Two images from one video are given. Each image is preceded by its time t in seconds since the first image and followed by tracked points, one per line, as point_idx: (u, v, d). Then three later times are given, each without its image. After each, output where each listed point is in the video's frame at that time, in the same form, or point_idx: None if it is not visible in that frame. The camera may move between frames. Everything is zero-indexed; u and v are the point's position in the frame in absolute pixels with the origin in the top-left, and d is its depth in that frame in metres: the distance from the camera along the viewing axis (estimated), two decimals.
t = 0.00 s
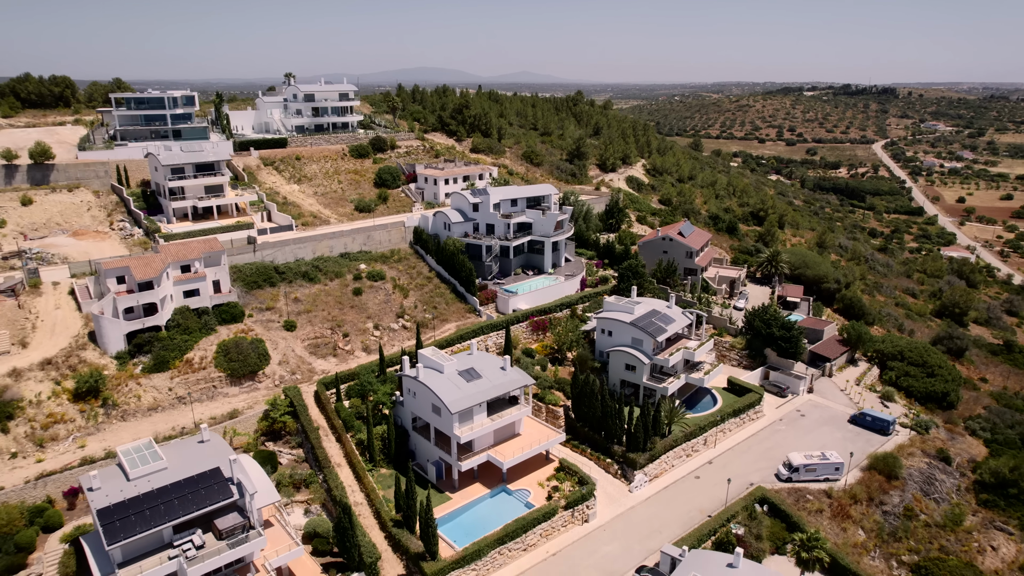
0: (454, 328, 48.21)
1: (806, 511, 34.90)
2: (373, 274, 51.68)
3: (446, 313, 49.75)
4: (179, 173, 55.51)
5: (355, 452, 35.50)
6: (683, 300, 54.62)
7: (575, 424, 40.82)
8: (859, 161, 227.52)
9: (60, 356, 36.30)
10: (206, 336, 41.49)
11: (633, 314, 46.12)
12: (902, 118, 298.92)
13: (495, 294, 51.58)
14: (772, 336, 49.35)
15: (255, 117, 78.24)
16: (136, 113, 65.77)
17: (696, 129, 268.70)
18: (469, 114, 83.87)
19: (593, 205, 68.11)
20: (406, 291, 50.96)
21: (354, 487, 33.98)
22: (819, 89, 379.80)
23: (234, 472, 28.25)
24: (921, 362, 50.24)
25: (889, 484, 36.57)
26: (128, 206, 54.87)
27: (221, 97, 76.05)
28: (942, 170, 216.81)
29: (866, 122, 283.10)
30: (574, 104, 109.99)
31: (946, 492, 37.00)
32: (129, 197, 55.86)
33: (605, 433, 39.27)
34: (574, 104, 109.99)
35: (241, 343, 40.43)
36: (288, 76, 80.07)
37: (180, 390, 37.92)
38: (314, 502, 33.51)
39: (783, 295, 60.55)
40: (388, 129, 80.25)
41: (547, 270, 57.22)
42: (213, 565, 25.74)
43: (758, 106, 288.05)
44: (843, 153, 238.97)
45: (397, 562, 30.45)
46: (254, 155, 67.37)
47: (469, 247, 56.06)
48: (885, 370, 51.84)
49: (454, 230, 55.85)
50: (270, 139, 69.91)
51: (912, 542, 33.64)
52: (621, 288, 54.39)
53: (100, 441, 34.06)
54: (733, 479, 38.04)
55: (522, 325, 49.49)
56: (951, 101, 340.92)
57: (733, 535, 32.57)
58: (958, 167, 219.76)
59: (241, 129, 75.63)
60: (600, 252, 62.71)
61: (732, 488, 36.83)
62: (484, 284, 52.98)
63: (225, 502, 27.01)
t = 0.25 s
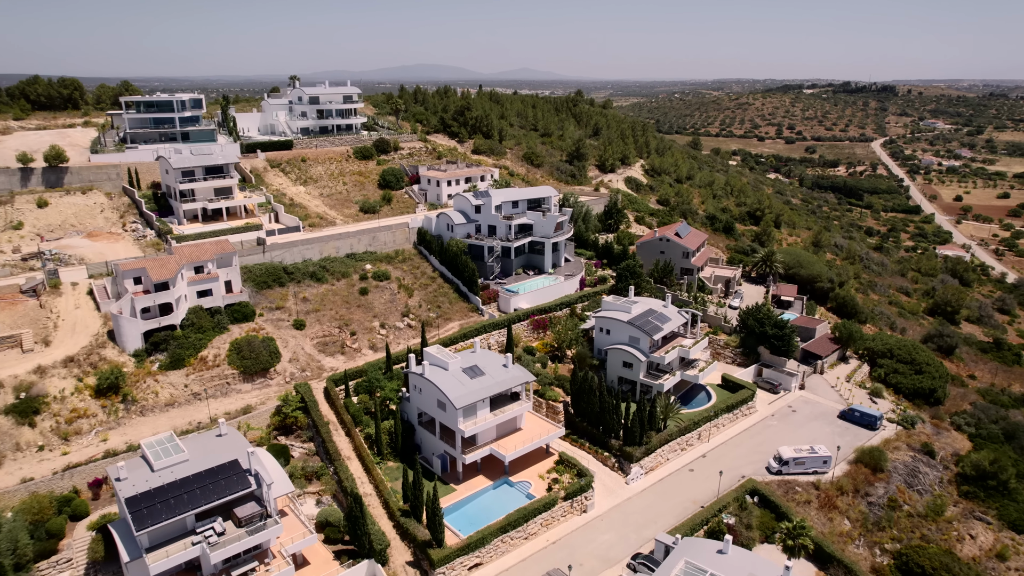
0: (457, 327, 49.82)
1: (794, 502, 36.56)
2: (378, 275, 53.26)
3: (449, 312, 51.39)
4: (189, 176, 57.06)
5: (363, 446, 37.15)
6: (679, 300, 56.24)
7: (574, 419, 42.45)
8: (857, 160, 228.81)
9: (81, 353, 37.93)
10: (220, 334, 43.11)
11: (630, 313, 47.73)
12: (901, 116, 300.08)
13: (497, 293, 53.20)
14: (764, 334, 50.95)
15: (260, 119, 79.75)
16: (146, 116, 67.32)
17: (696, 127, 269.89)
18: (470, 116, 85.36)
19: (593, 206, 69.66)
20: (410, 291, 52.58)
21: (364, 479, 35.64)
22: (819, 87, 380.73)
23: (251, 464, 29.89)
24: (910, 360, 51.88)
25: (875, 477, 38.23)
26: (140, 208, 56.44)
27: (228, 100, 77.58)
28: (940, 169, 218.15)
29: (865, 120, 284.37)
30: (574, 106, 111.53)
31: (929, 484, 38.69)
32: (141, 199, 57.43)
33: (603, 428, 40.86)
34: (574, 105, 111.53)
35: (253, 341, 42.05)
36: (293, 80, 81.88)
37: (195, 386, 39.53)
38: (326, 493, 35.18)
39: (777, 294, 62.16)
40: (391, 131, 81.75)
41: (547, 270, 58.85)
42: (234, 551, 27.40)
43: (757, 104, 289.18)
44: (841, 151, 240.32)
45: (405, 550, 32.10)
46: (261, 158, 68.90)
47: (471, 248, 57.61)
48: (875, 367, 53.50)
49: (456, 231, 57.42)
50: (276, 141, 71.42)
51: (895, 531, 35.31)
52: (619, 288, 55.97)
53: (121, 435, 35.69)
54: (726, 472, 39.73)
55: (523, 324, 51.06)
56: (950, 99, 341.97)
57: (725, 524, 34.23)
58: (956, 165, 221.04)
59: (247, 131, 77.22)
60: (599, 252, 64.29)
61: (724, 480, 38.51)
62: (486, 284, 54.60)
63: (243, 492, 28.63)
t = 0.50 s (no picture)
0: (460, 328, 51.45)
1: (784, 495, 38.20)
2: (384, 277, 54.84)
3: (453, 313, 53.02)
4: (199, 180, 58.61)
5: (371, 442, 38.78)
6: (676, 301, 57.85)
7: (573, 416, 44.07)
8: (856, 160, 230.25)
9: (100, 353, 39.54)
10: (232, 335, 44.73)
11: (627, 314, 49.32)
12: (900, 116, 301.39)
13: (499, 294, 54.82)
14: (758, 334, 52.55)
15: (266, 123, 81.31)
16: (155, 121, 68.86)
17: (695, 127, 271.24)
18: (472, 120, 86.92)
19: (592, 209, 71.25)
20: (415, 292, 54.19)
21: (372, 474, 37.29)
22: (818, 87, 381.91)
23: (267, 458, 31.50)
24: (899, 359, 53.51)
25: (861, 472, 39.88)
26: (151, 211, 58.01)
27: (234, 105, 79.11)
28: (937, 169, 219.63)
29: (863, 120, 285.69)
30: (573, 108, 113.06)
31: (914, 478, 40.35)
32: (152, 203, 59.02)
33: (601, 425, 42.49)
34: (574, 108, 113.08)
35: (264, 342, 43.66)
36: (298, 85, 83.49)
37: (209, 385, 41.16)
38: (336, 487, 36.82)
39: (772, 295, 63.76)
40: (394, 135, 83.32)
41: (548, 272, 60.49)
42: (251, 540, 29.02)
43: (756, 104, 290.47)
44: (840, 151, 241.77)
45: (412, 540, 33.75)
46: (267, 161, 70.46)
47: (473, 250, 59.19)
48: (865, 366, 55.14)
49: (459, 234, 58.98)
50: (282, 145, 72.98)
51: (880, 523, 36.97)
52: (617, 290, 57.57)
53: (139, 431, 37.32)
54: (718, 467, 41.42)
55: (524, 324, 52.67)
56: (948, 99, 343.20)
57: (717, 516, 35.86)
58: (954, 165, 222.43)
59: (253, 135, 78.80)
60: (598, 254, 65.90)
61: (717, 475, 40.21)
62: (488, 286, 56.23)
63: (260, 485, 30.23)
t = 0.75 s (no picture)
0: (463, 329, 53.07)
1: (774, 490, 39.82)
2: (388, 279, 56.45)
3: (455, 315, 54.64)
4: (208, 185, 60.18)
5: (378, 440, 40.40)
6: (672, 303, 59.44)
7: (572, 415, 45.66)
8: (854, 160, 231.71)
9: (118, 354, 41.17)
10: (242, 336, 46.34)
11: (624, 315, 50.92)
12: (899, 116, 302.67)
13: (500, 297, 56.42)
14: (751, 335, 54.13)
15: (272, 128, 82.94)
16: (164, 127, 70.45)
17: (694, 127, 272.74)
18: (473, 125, 88.54)
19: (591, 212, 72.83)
20: (418, 295, 55.82)
21: (379, 470, 38.90)
22: (817, 87, 383.13)
23: (280, 454, 33.08)
24: (889, 359, 55.08)
25: (849, 468, 41.47)
26: (161, 216, 59.56)
27: (240, 110, 80.70)
28: (935, 169, 221.02)
29: (862, 120, 286.99)
30: (573, 112, 114.58)
31: (900, 474, 41.94)
32: (163, 207, 60.62)
33: (599, 423, 44.08)
34: (573, 112, 114.60)
35: (274, 343, 45.27)
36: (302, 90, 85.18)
37: (222, 385, 42.79)
38: (344, 483, 38.44)
39: (766, 297, 65.26)
40: (396, 139, 84.92)
41: (547, 275, 62.09)
42: (266, 531, 30.59)
43: (756, 104, 291.81)
44: (839, 151, 243.25)
45: (418, 533, 35.37)
46: (273, 167, 72.08)
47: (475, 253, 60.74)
48: (856, 366, 56.70)
49: (462, 238, 60.52)
50: (287, 150, 74.58)
51: (866, 517, 38.58)
52: (616, 292, 59.16)
53: (156, 429, 38.94)
54: (711, 463, 43.04)
55: (525, 326, 54.24)
56: (947, 99, 344.34)
57: (709, 510, 37.46)
58: (951, 166, 223.79)
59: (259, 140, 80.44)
60: (596, 257, 67.50)
61: (710, 471, 41.83)
62: (489, 288, 57.80)
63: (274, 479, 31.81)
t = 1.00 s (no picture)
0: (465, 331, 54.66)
1: (765, 486, 41.44)
2: (392, 283, 58.05)
3: (458, 318, 56.24)
4: (216, 191, 61.77)
5: (384, 438, 41.99)
6: (669, 305, 61.03)
7: (571, 414, 47.23)
8: (852, 162, 233.30)
9: (134, 356, 42.75)
10: (252, 338, 47.94)
11: (622, 318, 52.47)
12: (897, 117, 304.08)
13: (501, 299, 58.00)
14: (745, 337, 55.70)
15: (276, 133, 84.58)
16: (171, 133, 72.03)
17: (694, 128, 274.27)
18: (474, 130, 90.16)
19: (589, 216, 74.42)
20: (422, 297, 57.41)
21: (385, 467, 40.50)
22: (816, 88, 384.54)
23: (292, 452, 34.69)
24: (879, 360, 56.68)
25: (838, 465, 43.06)
26: (171, 220, 61.10)
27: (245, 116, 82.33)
28: (933, 170, 222.57)
29: (860, 121, 288.42)
30: (572, 116, 116.12)
31: (887, 471, 43.54)
32: (172, 212, 62.20)
33: (596, 422, 45.64)
34: (573, 116, 116.12)
35: (283, 345, 46.86)
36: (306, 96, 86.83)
37: (233, 385, 44.38)
38: (352, 479, 40.05)
39: (761, 299, 66.71)
40: (399, 144, 86.54)
41: (547, 278, 63.67)
42: (280, 524, 32.17)
43: (755, 105, 293.21)
44: (838, 152, 244.79)
45: (424, 527, 36.97)
46: (278, 172, 73.68)
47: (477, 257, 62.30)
48: (848, 367, 58.31)
49: (463, 242, 62.10)
50: (293, 155, 76.17)
51: (853, 512, 40.19)
52: (613, 294, 60.76)
53: (171, 427, 40.52)
54: (705, 460, 44.66)
55: (525, 327, 55.80)
56: (945, 99, 345.75)
57: (702, 505, 39.07)
58: (949, 167, 225.32)
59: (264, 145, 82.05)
60: (594, 260, 69.07)
61: (704, 468, 43.43)
62: (491, 291, 59.34)
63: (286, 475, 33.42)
